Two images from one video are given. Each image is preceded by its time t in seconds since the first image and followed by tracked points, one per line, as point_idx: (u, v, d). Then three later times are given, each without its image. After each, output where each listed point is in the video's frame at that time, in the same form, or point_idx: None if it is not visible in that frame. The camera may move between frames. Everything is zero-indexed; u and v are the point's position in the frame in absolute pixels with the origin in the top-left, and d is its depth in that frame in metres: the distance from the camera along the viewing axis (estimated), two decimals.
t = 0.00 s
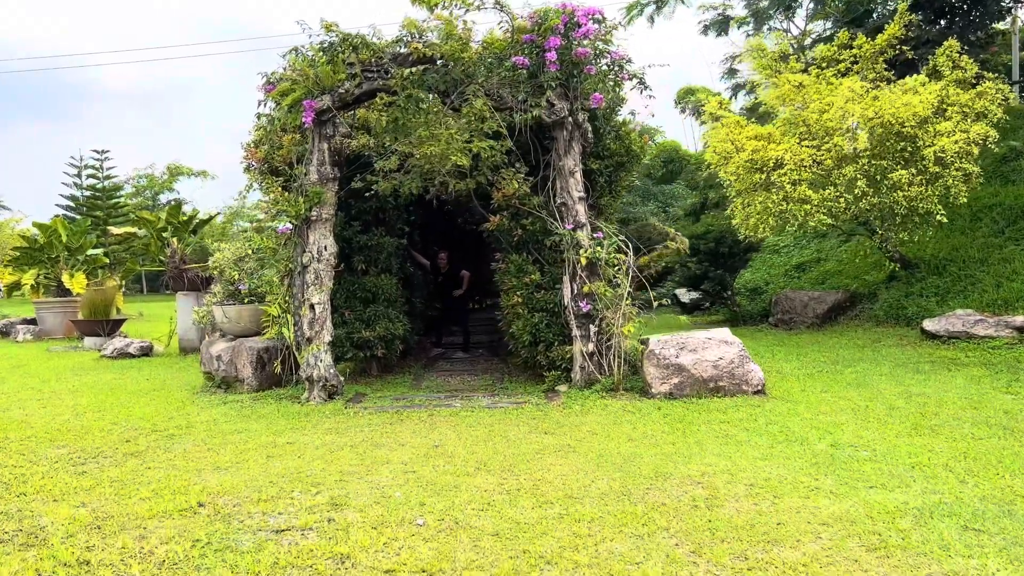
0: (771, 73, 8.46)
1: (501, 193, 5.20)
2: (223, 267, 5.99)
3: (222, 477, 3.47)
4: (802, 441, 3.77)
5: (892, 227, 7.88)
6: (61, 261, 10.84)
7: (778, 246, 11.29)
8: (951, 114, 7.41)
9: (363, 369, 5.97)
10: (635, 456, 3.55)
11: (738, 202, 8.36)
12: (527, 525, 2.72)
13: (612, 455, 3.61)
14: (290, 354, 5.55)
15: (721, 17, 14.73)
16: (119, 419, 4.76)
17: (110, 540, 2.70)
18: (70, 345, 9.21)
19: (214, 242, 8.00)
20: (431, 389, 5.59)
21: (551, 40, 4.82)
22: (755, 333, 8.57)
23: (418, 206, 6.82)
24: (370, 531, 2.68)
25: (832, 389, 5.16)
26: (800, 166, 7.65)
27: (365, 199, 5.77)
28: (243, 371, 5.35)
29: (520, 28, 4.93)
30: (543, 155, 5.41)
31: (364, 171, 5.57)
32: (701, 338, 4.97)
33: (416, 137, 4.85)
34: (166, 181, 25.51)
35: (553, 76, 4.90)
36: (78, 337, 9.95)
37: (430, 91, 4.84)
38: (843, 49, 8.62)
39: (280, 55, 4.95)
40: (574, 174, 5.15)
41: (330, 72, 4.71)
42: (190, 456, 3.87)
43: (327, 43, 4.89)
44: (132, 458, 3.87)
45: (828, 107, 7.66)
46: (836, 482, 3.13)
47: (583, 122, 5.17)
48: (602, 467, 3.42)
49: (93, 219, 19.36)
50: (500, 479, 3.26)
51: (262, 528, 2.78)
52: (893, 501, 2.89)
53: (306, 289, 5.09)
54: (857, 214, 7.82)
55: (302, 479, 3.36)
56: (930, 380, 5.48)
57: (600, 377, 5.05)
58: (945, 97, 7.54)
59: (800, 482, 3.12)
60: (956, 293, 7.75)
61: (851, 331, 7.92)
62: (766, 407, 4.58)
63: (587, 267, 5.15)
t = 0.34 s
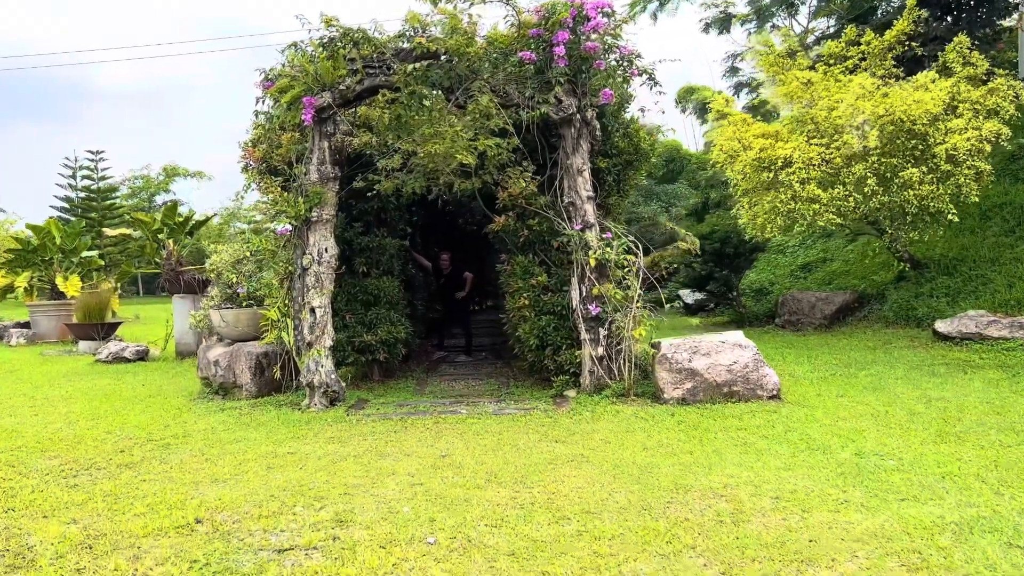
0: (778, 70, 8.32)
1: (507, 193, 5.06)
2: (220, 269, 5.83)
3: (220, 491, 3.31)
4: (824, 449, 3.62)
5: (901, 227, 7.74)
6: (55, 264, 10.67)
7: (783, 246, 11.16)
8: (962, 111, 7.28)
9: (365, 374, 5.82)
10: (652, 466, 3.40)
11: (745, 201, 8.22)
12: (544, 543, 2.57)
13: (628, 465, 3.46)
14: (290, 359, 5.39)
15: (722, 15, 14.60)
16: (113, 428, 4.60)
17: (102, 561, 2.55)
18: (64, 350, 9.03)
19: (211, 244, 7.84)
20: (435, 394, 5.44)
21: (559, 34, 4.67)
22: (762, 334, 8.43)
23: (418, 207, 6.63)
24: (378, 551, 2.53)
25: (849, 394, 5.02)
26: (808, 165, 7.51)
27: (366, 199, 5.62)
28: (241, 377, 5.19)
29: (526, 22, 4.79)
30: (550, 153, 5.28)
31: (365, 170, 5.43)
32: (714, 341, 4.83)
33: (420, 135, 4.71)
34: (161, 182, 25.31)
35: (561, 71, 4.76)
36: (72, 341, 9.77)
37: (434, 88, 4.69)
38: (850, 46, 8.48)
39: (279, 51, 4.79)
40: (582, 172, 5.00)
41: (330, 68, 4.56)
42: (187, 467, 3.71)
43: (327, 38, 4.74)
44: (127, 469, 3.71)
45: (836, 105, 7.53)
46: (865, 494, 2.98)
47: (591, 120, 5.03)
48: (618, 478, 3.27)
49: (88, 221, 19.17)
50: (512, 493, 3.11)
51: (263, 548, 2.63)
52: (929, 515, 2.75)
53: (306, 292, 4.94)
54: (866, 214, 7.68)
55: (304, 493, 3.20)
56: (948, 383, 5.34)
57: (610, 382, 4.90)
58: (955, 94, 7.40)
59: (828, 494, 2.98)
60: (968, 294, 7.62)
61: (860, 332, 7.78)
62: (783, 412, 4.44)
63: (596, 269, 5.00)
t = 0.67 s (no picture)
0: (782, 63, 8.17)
1: (508, 188, 4.89)
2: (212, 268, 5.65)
3: (210, 500, 3.14)
4: (843, 454, 3.47)
5: (908, 223, 7.60)
6: (45, 263, 10.46)
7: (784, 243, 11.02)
8: (970, 105, 7.13)
9: (361, 375, 5.65)
10: (664, 473, 3.24)
11: (748, 198, 8.06)
12: (556, 558, 2.40)
13: (639, 471, 3.30)
14: (284, 361, 5.22)
15: (721, 10, 14.44)
16: (100, 432, 4.43)
17: None
18: (53, 351, 8.84)
19: (203, 243, 7.66)
20: (434, 396, 5.28)
21: (563, 23, 4.50)
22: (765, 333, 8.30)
23: (414, 204, 6.46)
24: (379, 567, 2.37)
25: (862, 395, 4.87)
26: (813, 160, 7.36)
27: (363, 195, 5.44)
28: (234, 379, 5.03)
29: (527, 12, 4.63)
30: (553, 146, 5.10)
31: (361, 165, 5.25)
32: (723, 341, 4.66)
33: (419, 128, 4.54)
34: (154, 181, 25.07)
35: (565, 62, 4.58)
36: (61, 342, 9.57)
37: (432, 79, 4.54)
38: (854, 39, 8.33)
39: (272, 41, 4.62)
40: (586, 167, 4.83)
41: (325, 59, 4.38)
42: (177, 475, 3.54)
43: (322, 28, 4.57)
44: (113, 477, 3.54)
45: (841, 99, 7.39)
46: (892, 503, 2.83)
47: (595, 112, 4.87)
48: (630, 486, 3.11)
49: (79, 220, 18.95)
50: (519, 501, 2.95)
51: (256, 564, 2.46)
52: (963, 525, 2.59)
53: (301, 292, 4.77)
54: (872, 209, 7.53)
55: (299, 503, 3.04)
56: (963, 383, 5.19)
57: (615, 383, 4.74)
58: (963, 87, 7.25)
59: (853, 503, 2.82)
60: (976, 292, 7.49)
61: (866, 331, 7.64)
62: (796, 414, 4.29)
63: (601, 266, 4.84)
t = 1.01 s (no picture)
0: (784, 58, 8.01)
1: (507, 185, 4.73)
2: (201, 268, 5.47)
3: (196, 515, 2.98)
4: (860, 463, 3.31)
5: (912, 221, 7.46)
6: (32, 264, 10.25)
7: (784, 241, 10.89)
8: (977, 100, 6.99)
9: (355, 378, 5.48)
10: (675, 484, 3.08)
11: (750, 195, 7.91)
12: None
13: (648, 481, 3.15)
14: (275, 365, 5.04)
15: (717, 6, 14.29)
16: (83, 440, 4.25)
17: None
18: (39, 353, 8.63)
19: (192, 243, 7.46)
20: (431, 400, 5.12)
21: (564, 14, 4.34)
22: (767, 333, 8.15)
23: (409, 203, 6.30)
24: None
25: (872, 398, 4.72)
26: (816, 156, 7.20)
27: (356, 192, 5.27)
28: (224, 384, 4.85)
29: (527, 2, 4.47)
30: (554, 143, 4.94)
31: (355, 162, 5.07)
32: (730, 342, 4.50)
33: (415, 123, 4.37)
34: (145, 180, 24.83)
35: (567, 53, 4.42)
36: (48, 344, 9.36)
37: (428, 72, 4.40)
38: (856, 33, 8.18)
39: (262, 33, 4.45)
40: (588, 163, 4.67)
41: (316, 50, 4.23)
42: (162, 487, 3.37)
43: (313, 19, 4.41)
44: (94, 490, 3.37)
45: (845, 94, 7.22)
46: (918, 516, 2.68)
47: (597, 106, 4.71)
48: (640, 498, 2.95)
49: (67, 219, 18.71)
50: (524, 516, 2.79)
51: None
52: (997, 540, 2.44)
53: (293, 293, 4.60)
54: (875, 206, 7.39)
55: (291, 518, 2.87)
56: (974, 385, 5.05)
57: (619, 387, 4.58)
58: (968, 82, 7.12)
59: (877, 516, 2.67)
60: (981, 290, 7.36)
61: (870, 330, 7.50)
62: (807, 419, 4.14)
63: (603, 266, 4.67)
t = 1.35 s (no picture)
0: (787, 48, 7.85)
1: (508, 176, 4.58)
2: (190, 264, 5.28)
3: (186, 524, 2.81)
4: (882, 464, 3.17)
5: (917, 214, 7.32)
6: (18, 260, 10.03)
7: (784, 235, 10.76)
8: (984, 90, 6.84)
9: (352, 377, 5.33)
10: (691, 487, 2.93)
11: (752, 188, 7.76)
12: None
13: (662, 485, 2.99)
14: (269, 364, 4.87)
15: None
16: (69, 443, 4.08)
17: None
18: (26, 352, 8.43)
19: (182, 238, 7.28)
20: (430, 398, 4.96)
21: None
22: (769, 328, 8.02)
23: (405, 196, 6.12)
24: None
25: (886, 395, 4.57)
26: (821, 148, 7.05)
27: (352, 184, 5.10)
28: (215, 383, 4.69)
29: None
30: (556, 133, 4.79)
31: (350, 153, 4.91)
32: (740, 339, 4.35)
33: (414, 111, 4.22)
34: (135, 176, 24.56)
35: (572, 39, 4.24)
36: (35, 343, 9.15)
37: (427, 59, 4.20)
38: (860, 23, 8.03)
39: (253, 18, 4.27)
40: (592, 153, 4.52)
41: (309, 36, 4.03)
42: (150, 493, 3.20)
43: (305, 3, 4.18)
44: (78, 497, 3.20)
45: (850, 85, 7.07)
46: (952, 522, 2.53)
47: (601, 94, 4.56)
48: (655, 502, 2.80)
49: (56, 216, 18.45)
50: (533, 524, 2.64)
51: None
52: None
53: (286, 289, 4.43)
54: (880, 199, 7.25)
55: (286, 527, 2.71)
56: (989, 381, 4.91)
57: (625, 385, 4.43)
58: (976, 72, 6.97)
59: (909, 523, 2.52)
60: (988, 285, 7.23)
61: (874, 325, 7.37)
62: (821, 418, 4.00)
63: (609, 260, 4.51)
